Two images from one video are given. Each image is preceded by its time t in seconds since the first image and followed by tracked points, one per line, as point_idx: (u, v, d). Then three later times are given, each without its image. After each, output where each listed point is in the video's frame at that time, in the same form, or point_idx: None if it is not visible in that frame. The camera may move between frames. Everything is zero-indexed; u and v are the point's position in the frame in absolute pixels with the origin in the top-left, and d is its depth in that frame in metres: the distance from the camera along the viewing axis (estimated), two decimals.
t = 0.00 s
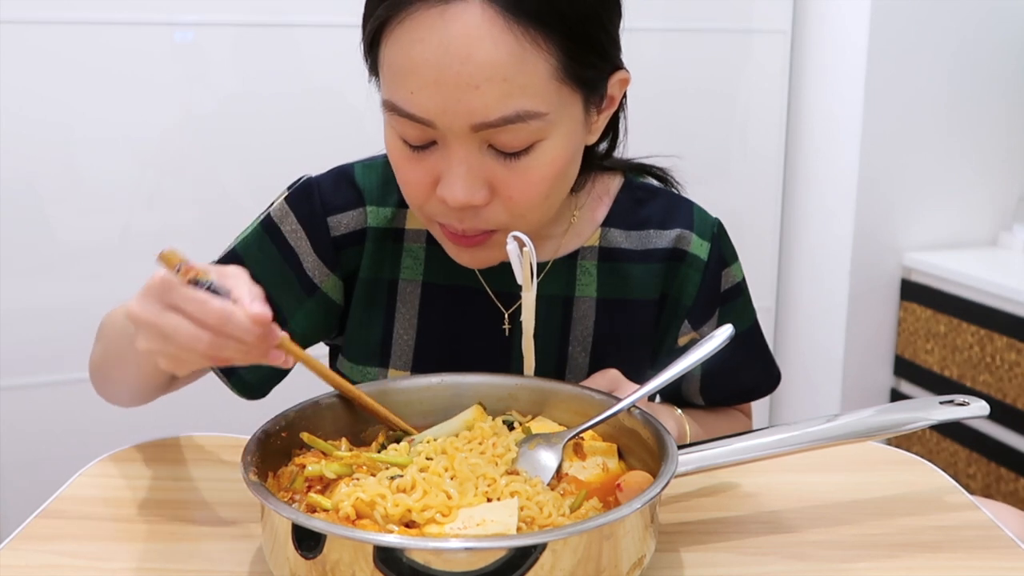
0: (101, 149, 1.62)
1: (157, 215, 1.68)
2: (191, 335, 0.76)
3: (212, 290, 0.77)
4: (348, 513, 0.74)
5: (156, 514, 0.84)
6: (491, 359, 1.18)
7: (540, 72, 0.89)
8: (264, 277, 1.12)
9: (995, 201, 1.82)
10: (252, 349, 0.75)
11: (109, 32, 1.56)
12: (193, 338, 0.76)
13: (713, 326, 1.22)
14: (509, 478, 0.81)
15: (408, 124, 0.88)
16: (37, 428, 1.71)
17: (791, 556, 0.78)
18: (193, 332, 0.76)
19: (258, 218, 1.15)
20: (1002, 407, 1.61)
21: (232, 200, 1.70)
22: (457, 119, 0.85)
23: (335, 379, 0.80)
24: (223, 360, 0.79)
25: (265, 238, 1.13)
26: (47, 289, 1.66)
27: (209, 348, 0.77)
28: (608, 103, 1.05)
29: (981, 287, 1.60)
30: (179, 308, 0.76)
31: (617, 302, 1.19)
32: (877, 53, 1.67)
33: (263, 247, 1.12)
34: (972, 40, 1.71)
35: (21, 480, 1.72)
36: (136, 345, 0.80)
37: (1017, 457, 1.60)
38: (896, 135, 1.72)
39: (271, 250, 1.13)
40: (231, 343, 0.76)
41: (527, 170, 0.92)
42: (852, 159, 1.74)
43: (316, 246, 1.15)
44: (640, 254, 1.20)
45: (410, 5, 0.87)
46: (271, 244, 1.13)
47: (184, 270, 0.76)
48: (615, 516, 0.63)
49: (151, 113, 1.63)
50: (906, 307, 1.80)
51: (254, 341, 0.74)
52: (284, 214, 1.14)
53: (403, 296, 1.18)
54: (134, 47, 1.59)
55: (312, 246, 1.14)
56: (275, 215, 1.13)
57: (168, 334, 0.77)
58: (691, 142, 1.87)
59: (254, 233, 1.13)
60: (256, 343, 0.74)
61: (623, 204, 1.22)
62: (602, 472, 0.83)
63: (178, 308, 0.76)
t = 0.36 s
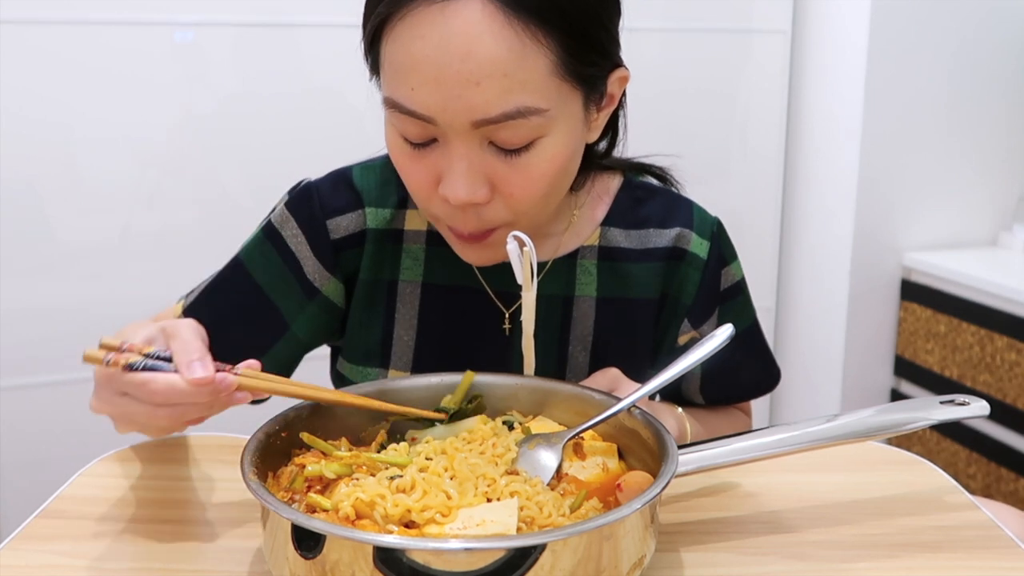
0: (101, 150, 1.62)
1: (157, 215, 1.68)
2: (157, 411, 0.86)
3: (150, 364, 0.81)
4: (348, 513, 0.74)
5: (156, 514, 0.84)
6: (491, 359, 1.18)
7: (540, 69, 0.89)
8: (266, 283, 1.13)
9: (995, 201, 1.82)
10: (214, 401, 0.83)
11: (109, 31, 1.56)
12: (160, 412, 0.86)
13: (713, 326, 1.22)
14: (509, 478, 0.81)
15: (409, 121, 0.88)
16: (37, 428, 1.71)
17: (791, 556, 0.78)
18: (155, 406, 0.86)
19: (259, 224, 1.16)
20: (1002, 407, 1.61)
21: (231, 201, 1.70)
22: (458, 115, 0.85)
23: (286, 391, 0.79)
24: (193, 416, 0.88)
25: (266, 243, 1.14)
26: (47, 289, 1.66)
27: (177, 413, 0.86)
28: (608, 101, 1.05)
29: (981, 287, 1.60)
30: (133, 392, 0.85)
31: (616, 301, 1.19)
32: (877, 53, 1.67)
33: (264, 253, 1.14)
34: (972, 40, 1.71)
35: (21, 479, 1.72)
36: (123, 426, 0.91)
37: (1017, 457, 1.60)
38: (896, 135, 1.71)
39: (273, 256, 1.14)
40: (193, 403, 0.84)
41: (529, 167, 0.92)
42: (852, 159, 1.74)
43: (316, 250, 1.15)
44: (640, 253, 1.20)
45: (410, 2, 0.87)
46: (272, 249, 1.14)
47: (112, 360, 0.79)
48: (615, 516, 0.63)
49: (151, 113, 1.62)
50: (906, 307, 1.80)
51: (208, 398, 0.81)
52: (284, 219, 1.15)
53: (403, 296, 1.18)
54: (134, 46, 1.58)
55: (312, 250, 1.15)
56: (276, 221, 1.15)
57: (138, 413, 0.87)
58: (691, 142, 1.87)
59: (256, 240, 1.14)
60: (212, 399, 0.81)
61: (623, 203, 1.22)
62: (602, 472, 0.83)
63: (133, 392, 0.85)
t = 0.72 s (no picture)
0: (101, 150, 1.62)
1: (156, 215, 1.68)
2: (117, 426, 0.86)
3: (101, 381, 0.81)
4: (347, 513, 0.74)
5: (155, 514, 0.85)
6: (491, 360, 1.18)
7: (543, 60, 0.89)
8: (265, 285, 1.14)
9: (995, 201, 1.82)
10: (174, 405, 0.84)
11: (109, 31, 1.56)
12: (120, 427, 0.87)
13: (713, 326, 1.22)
14: (509, 478, 0.81)
15: (411, 112, 0.88)
16: (37, 428, 1.71)
17: (791, 556, 0.78)
18: (114, 422, 0.86)
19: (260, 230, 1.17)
20: (1003, 407, 1.61)
21: (231, 201, 1.70)
22: (462, 105, 0.85)
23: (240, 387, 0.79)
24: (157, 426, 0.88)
25: (266, 247, 1.15)
26: (48, 288, 1.66)
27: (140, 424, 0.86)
28: (608, 101, 1.05)
29: (981, 287, 1.60)
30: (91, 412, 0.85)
31: (616, 302, 1.19)
32: (877, 54, 1.67)
33: (265, 257, 1.15)
34: (972, 40, 1.71)
35: (20, 479, 1.73)
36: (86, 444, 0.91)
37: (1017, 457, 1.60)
38: (896, 134, 1.71)
39: (274, 260, 1.15)
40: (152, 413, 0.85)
41: (531, 159, 0.92)
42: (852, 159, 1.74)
43: (316, 253, 1.15)
44: (639, 254, 1.20)
45: None
46: (273, 253, 1.15)
47: (62, 382, 0.78)
48: (615, 516, 0.63)
49: (151, 113, 1.62)
50: (906, 307, 1.80)
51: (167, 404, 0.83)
52: (284, 222, 1.15)
53: (403, 298, 1.18)
54: (134, 45, 1.58)
55: (312, 252, 1.15)
56: (276, 224, 1.15)
57: (101, 431, 0.87)
58: (691, 142, 1.87)
59: (258, 245, 1.15)
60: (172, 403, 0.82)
61: (622, 204, 1.22)
62: (602, 472, 0.83)
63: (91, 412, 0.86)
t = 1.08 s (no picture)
0: (102, 150, 1.62)
1: (156, 215, 1.68)
2: (94, 402, 0.85)
3: (76, 356, 0.81)
4: (348, 513, 0.75)
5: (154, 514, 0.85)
6: (487, 364, 1.18)
7: (546, 51, 0.90)
8: (260, 291, 1.13)
9: (996, 202, 1.82)
10: (149, 381, 0.83)
11: (109, 32, 1.56)
12: (96, 402, 0.85)
13: (710, 326, 1.22)
14: (509, 478, 0.81)
15: (411, 99, 0.88)
16: (37, 429, 1.71)
17: (792, 556, 0.78)
18: (92, 398, 0.85)
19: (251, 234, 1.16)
20: (1003, 407, 1.61)
21: (231, 201, 1.70)
22: (463, 90, 0.85)
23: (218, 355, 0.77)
24: (134, 404, 0.87)
25: (259, 252, 1.14)
26: (47, 289, 1.66)
27: (116, 402, 0.85)
28: (606, 103, 1.05)
29: (981, 286, 1.60)
30: (69, 388, 0.84)
31: (611, 305, 1.19)
32: (877, 54, 1.67)
33: (257, 262, 1.14)
34: (972, 40, 1.71)
35: (20, 479, 1.72)
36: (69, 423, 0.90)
37: (1017, 457, 1.60)
38: (897, 134, 1.71)
39: (266, 264, 1.14)
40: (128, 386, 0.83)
41: (531, 150, 0.92)
42: (852, 159, 1.74)
43: (309, 258, 1.15)
44: (635, 256, 1.20)
45: None
46: (265, 258, 1.14)
47: (36, 360, 0.78)
48: (615, 516, 0.63)
49: (151, 113, 1.62)
50: (906, 307, 1.80)
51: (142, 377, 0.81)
52: (276, 227, 1.15)
53: (397, 303, 1.18)
54: (134, 45, 1.58)
55: (305, 257, 1.15)
56: (267, 229, 1.15)
57: (79, 409, 0.86)
58: (691, 142, 1.87)
59: (249, 250, 1.14)
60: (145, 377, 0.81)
61: (616, 206, 1.22)
62: (602, 472, 0.83)
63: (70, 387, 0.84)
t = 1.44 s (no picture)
0: (101, 150, 1.62)
1: (156, 215, 1.68)
2: (100, 388, 0.85)
3: (82, 344, 0.82)
4: (347, 513, 0.74)
5: (157, 514, 0.84)
6: (483, 366, 1.18)
7: (543, 47, 0.90)
8: (250, 298, 1.13)
9: (995, 202, 1.82)
10: (153, 368, 0.83)
11: (109, 32, 1.56)
12: (103, 389, 0.85)
13: (709, 324, 1.22)
14: (509, 478, 0.81)
15: (407, 94, 0.88)
16: (36, 429, 1.71)
17: (792, 556, 0.78)
18: (98, 384, 0.85)
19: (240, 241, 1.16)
20: (1003, 408, 1.61)
21: (231, 201, 1.70)
22: (460, 85, 0.85)
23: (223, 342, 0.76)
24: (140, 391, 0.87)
25: (248, 259, 1.14)
26: (47, 289, 1.66)
27: (122, 389, 0.85)
28: (597, 107, 1.05)
29: (981, 286, 1.60)
30: (76, 374, 0.84)
31: (606, 306, 1.19)
32: (877, 54, 1.67)
33: (247, 268, 1.13)
34: (972, 40, 1.71)
35: (20, 480, 1.72)
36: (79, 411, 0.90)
37: (1017, 457, 1.59)
38: (897, 134, 1.71)
39: (256, 270, 1.14)
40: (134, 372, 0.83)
41: (527, 147, 0.92)
42: (852, 159, 1.74)
43: (299, 264, 1.15)
44: (630, 255, 1.20)
45: None
46: (255, 264, 1.14)
47: (42, 349, 0.80)
48: (615, 516, 0.63)
49: (152, 113, 1.62)
50: (906, 307, 1.80)
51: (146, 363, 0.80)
52: (265, 233, 1.14)
53: (390, 309, 1.18)
54: (134, 45, 1.58)
55: (295, 263, 1.14)
56: (257, 236, 1.15)
57: (85, 398, 0.86)
58: (691, 143, 1.87)
59: (238, 256, 1.14)
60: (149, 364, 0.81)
61: (610, 203, 1.22)
62: (602, 472, 0.83)
63: (77, 373, 0.84)
